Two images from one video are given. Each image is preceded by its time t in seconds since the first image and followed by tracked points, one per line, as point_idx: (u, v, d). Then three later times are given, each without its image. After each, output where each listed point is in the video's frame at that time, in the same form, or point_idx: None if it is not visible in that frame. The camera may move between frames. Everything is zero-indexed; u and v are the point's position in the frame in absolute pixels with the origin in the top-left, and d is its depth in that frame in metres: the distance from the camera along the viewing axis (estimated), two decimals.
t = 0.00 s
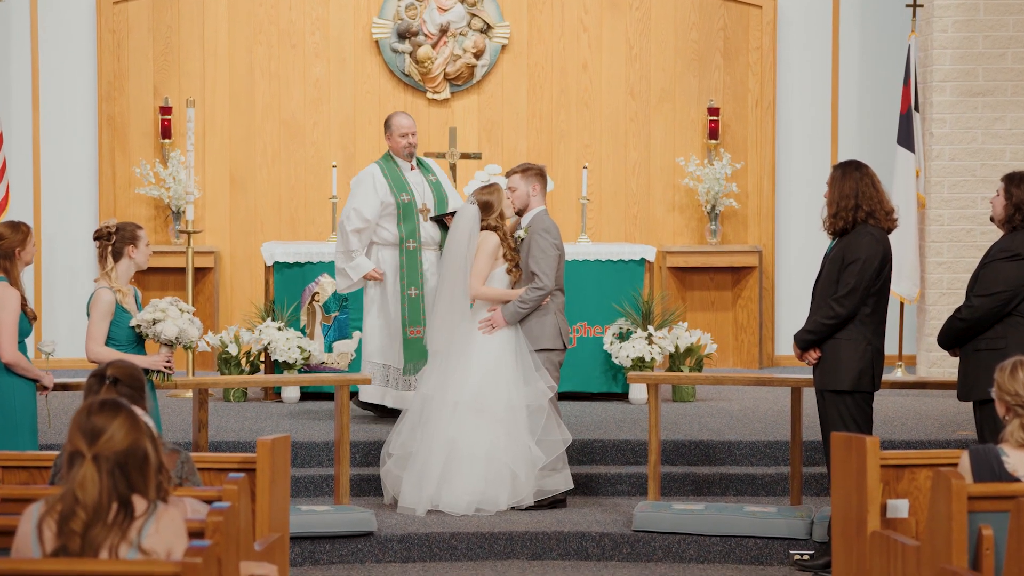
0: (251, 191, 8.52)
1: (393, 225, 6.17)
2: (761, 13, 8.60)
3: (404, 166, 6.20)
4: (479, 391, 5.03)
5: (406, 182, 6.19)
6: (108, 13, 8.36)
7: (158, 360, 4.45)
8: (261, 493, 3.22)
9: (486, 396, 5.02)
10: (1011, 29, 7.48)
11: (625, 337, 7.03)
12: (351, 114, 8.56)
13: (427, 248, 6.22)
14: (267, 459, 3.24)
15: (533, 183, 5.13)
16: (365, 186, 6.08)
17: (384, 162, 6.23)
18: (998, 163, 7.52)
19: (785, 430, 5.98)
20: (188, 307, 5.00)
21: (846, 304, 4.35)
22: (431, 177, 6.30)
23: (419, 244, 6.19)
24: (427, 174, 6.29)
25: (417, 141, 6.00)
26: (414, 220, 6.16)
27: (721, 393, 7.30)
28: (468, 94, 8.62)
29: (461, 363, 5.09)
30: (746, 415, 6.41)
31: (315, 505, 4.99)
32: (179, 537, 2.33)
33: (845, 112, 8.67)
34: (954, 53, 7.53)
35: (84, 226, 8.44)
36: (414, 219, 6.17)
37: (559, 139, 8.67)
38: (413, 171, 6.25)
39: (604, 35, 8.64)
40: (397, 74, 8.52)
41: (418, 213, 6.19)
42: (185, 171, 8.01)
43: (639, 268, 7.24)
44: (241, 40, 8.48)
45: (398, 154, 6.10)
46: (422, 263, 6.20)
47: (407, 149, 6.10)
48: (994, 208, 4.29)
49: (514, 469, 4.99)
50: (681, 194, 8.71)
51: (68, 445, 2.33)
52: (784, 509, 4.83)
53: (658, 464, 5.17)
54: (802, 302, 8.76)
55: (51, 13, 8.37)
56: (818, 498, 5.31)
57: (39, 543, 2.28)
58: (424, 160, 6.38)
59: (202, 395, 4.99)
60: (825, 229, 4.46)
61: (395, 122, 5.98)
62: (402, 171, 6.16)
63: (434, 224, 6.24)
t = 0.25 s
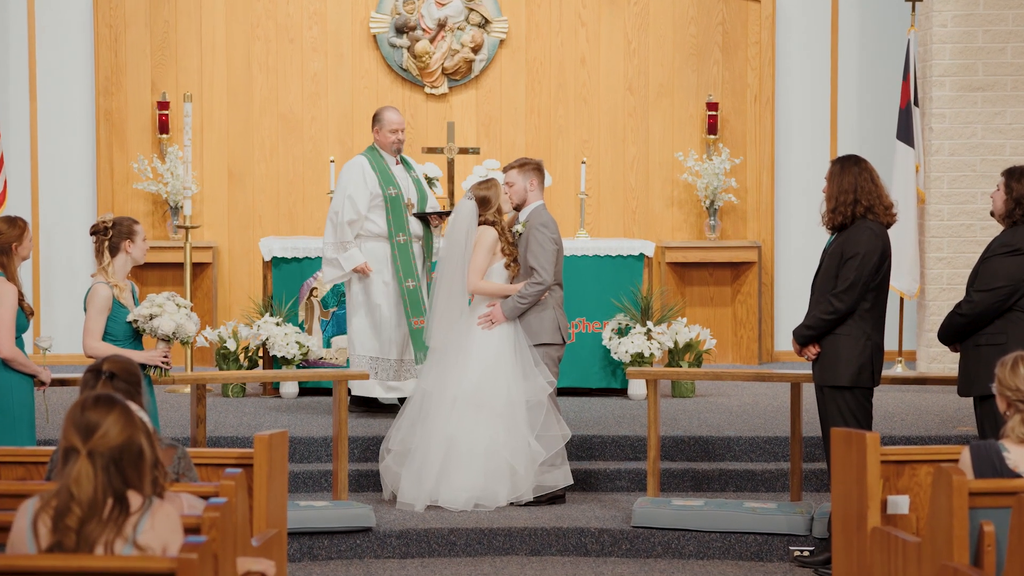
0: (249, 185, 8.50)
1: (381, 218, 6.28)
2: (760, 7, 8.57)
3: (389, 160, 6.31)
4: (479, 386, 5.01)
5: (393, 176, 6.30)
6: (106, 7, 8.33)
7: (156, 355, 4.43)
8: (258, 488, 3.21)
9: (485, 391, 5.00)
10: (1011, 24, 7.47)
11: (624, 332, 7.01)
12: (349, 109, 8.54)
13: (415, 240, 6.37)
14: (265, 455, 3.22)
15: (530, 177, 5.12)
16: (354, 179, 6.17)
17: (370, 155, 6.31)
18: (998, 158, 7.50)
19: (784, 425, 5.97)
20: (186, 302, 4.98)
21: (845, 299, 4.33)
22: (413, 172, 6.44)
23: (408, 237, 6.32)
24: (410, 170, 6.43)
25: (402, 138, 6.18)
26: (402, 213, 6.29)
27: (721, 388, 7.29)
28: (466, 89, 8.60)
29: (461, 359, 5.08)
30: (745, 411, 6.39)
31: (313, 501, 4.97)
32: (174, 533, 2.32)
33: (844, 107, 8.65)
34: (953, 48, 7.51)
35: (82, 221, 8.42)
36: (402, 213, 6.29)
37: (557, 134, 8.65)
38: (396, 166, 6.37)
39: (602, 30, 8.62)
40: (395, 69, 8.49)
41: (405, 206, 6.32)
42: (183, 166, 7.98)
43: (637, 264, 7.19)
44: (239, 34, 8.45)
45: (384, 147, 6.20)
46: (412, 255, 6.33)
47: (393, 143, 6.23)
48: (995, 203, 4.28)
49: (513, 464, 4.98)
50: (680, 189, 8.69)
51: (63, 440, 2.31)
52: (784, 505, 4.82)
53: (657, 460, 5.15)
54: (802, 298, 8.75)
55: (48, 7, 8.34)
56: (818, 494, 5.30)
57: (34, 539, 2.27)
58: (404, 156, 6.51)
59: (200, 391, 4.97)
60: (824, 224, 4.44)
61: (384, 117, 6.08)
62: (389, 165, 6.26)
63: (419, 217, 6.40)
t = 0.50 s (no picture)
0: (246, 181, 8.48)
1: (375, 208, 6.27)
2: (758, 2, 8.55)
3: (377, 152, 6.32)
4: (478, 382, 5.00)
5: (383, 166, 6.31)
6: (102, 2, 8.31)
7: (153, 350, 4.41)
8: (257, 484, 3.20)
9: (484, 387, 4.99)
10: (1010, 19, 7.45)
11: (623, 328, 6.99)
12: (346, 105, 8.51)
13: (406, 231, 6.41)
14: (263, 450, 3.20)
15: (529, 172, 5.10)
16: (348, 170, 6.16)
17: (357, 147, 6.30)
18: (997, 153, 7.48)
19: (784, 421, 5.96)
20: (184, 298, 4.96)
21: (845, 294, 4.32)
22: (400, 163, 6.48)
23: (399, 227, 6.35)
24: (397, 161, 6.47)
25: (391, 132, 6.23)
26: (394, 204, 6.31)
27: (720, 385, 7.28)
28: (464, 84, 8.58)
29: (460, 354, 5.07)
30: (745, 407, 6.38)
31: (311, 497, 4.96)
32: (172, 529, 2.30)
33: (843, 103, 8.61)
34: (952, 43, 7.49)
35: (79, 217, 8.39)
36: (393, 203, 6.31)
37: (556, 129, 8.63)
38: (384, 157, 6.39)
39: (600, 25, 8.60)
40: (393, 64, 8.47)
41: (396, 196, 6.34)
42: (181, 161, 7.95)
43: (635, 260, 7.18)
44: (236, 29, 8.43)
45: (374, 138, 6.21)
46: (403, 246, 6.36)
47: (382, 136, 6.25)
48: (995, 198, 4.26)
49: (512, 460, 4.96)
50: (679, 185, 8.67)
51: (60, 435, 2.30)
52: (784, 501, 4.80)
53: (656, 456, 5.14)
54: (801, 294, 8.73)
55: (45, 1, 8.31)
56: (817, 490, 5.29)
57: (31, 535, 2.25)
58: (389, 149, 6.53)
59: (197, 386, 4.95)
60: (823, 219, 4.43)
61: (377, 110, 6.12)
62: (379, 156, 6.27)
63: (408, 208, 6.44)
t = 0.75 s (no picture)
0: (243, 177, 8.45)
1: (370, 203, 6.26)
2: None
3: (369, 147, 6.31)
4: (477, 378, 4.98)
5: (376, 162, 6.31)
6: None
7: (151, 347, 4.39)
8: (256, 481, 3.19)
9: (483, 383, 4.97)
10: (1009, 14, 7.44)
11: (622, 324, 6.98)
12: (343, 101, 8.49)
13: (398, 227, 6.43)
14: (262, 446, 3.18)
15: (528, 168, 5.08)
16: (345, 165, 6.13)
17: (349, 142, 6.27)
18: (996, 149, 7.47)
19: (783, 418, 5.95)
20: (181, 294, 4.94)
21: (843, 290, 4.30)
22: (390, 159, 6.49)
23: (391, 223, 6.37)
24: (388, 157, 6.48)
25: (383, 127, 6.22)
26: (387, 200, 6.32)
27: (719, 381, 7.27)
28: (462, 80, 8.56)
29: (459, 350, 5.06)
30: (743, 404, 6.37)
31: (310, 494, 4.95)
32: (172, 526, 2.29)
33: (841, 99, 8.60)
34: (951, 38, 7.48)
35: (76, 213, 8.36)
36: (387, 198, 6.32)
37: (553, 125, 8.61)
38: (376, 152, 6.38)
39: (598, 21, 8.59)
40: (391, 60, 8.45)
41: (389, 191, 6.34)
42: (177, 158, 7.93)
43: (633, 256, 7.18)
44: (233, 25, 8.40)
45: (368, 133, 6.19)
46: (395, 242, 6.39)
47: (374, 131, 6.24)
48: (996, 194, 4.25)
49: (511, 457, 4.94)
50: (677, 181, 8.65)
51: (58, 432, 2.28)
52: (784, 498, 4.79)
53: (656, 453, 5.12)
54: (799, 291, 8.72)
55: None
56: (816, 487, 5.28)
57: (30, 532, 2.24)
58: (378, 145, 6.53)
59: (195, 383, 4.94)
60: (823, 215, 4.42)
61: (374, 105, 6.09)
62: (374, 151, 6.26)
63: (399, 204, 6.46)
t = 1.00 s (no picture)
0: (240, 173, 8.43)
1: (363, 201, 6.25)
2: None
3: (363, 144, 6.29)
4: (475, 375, 4.97)
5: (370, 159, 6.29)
6: None
7: (149, 344, 4.37)
8: (257, 478, 3.18)
9: (482, 380, 4.96)
10: (1007, 11, 7.43)
11: (619, 322, 6.98)
12: (340, 97, 8.46)
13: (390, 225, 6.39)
14: (262, 444, 3.16)
15: (526, 165, 5.06)
16: (337, 162, 6.11)
17: (342, 138, 6.25)
18: (994, 146, 7.48)
19: (781, 415, 5.94)
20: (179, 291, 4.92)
21: (841, 288, 4.30)
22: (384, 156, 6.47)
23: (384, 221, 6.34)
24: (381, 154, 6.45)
25: (379, 124, 6.19)
26: (380, 197, 6.29)
27: (716, 378, 7.26)
28: (459, 77, 8.55)
29: (457, 348, 5.05)
30: (741, 401, 6.37)
31: (308, 492, 4.93)
32: (175, 525, 2.27)
33: (839, 96, 8.59)
34: (949, 35, 7.48)
35: (71, 210, 8.34)
36: (380, 196, 6.30)
37: (550, 122, 8.60)
38: (369, 149, 6.36)
39: (595, 17, 8.57)
40: (387, 56, 8.43)
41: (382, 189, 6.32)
42: (173, 154, 7.90)
43: (631, 253, 7.16)
44: (230, 21, 8.38)
45: (362, 130, 6.18)
46: (387, 239, 6.36)
47: (369, 128, 6.22)
48: (997, 191, 4.24)
49: (510, 455, 4.93)
50: (674, 178, 8.65)
51: (59, 430, 2.26)
52: (783, 495, 4.79)
53: (654, 451, 5.12)
54: (795, 287, 8.72)
55: None
56: (815, 484, 5.28)
57: (32, 532, 2.22)
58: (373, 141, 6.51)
59: (193, 380, 4.92)
60: (823, 212, 4.41)
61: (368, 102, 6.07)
62: (367, 149, 6.24)
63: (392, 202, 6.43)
